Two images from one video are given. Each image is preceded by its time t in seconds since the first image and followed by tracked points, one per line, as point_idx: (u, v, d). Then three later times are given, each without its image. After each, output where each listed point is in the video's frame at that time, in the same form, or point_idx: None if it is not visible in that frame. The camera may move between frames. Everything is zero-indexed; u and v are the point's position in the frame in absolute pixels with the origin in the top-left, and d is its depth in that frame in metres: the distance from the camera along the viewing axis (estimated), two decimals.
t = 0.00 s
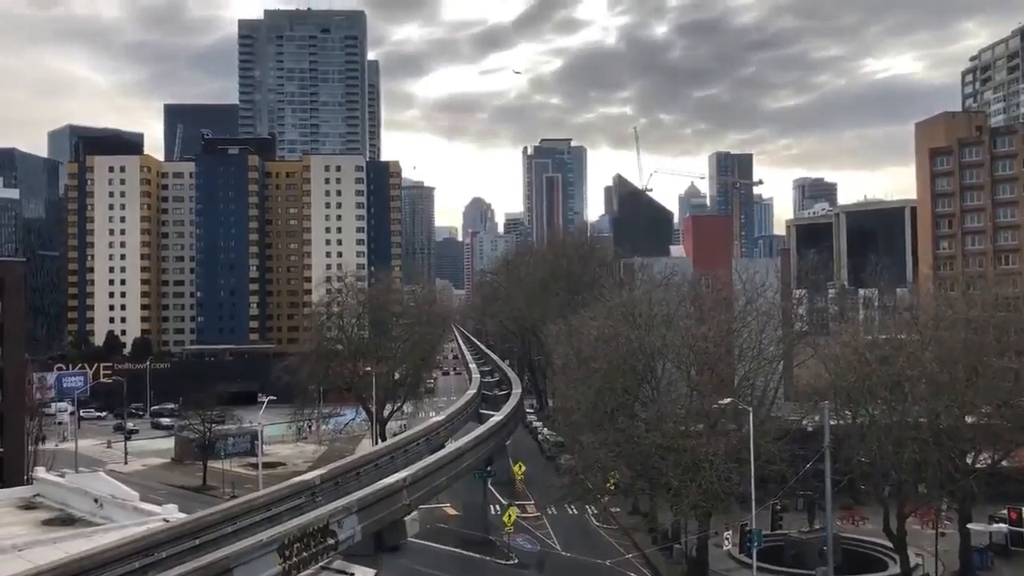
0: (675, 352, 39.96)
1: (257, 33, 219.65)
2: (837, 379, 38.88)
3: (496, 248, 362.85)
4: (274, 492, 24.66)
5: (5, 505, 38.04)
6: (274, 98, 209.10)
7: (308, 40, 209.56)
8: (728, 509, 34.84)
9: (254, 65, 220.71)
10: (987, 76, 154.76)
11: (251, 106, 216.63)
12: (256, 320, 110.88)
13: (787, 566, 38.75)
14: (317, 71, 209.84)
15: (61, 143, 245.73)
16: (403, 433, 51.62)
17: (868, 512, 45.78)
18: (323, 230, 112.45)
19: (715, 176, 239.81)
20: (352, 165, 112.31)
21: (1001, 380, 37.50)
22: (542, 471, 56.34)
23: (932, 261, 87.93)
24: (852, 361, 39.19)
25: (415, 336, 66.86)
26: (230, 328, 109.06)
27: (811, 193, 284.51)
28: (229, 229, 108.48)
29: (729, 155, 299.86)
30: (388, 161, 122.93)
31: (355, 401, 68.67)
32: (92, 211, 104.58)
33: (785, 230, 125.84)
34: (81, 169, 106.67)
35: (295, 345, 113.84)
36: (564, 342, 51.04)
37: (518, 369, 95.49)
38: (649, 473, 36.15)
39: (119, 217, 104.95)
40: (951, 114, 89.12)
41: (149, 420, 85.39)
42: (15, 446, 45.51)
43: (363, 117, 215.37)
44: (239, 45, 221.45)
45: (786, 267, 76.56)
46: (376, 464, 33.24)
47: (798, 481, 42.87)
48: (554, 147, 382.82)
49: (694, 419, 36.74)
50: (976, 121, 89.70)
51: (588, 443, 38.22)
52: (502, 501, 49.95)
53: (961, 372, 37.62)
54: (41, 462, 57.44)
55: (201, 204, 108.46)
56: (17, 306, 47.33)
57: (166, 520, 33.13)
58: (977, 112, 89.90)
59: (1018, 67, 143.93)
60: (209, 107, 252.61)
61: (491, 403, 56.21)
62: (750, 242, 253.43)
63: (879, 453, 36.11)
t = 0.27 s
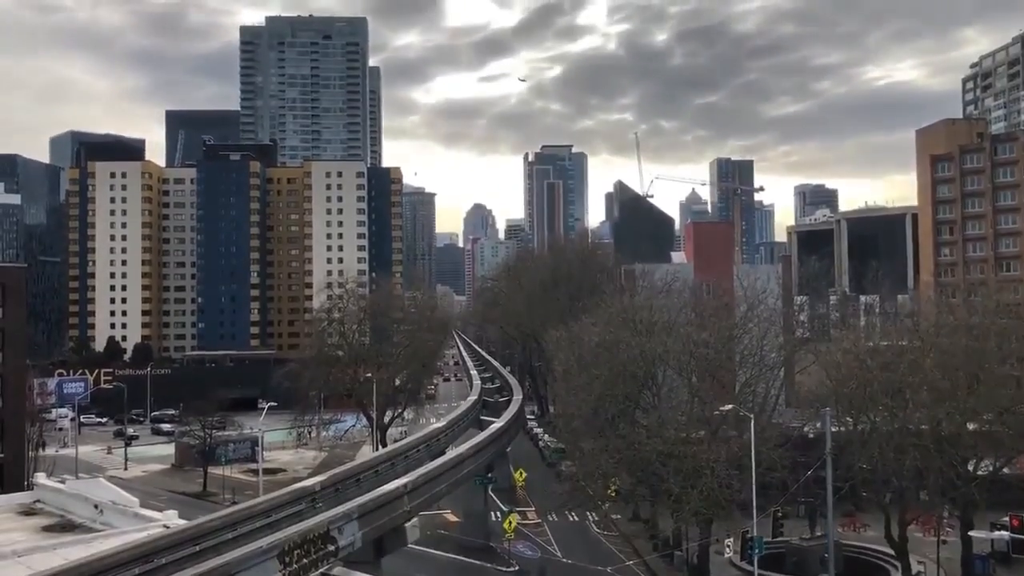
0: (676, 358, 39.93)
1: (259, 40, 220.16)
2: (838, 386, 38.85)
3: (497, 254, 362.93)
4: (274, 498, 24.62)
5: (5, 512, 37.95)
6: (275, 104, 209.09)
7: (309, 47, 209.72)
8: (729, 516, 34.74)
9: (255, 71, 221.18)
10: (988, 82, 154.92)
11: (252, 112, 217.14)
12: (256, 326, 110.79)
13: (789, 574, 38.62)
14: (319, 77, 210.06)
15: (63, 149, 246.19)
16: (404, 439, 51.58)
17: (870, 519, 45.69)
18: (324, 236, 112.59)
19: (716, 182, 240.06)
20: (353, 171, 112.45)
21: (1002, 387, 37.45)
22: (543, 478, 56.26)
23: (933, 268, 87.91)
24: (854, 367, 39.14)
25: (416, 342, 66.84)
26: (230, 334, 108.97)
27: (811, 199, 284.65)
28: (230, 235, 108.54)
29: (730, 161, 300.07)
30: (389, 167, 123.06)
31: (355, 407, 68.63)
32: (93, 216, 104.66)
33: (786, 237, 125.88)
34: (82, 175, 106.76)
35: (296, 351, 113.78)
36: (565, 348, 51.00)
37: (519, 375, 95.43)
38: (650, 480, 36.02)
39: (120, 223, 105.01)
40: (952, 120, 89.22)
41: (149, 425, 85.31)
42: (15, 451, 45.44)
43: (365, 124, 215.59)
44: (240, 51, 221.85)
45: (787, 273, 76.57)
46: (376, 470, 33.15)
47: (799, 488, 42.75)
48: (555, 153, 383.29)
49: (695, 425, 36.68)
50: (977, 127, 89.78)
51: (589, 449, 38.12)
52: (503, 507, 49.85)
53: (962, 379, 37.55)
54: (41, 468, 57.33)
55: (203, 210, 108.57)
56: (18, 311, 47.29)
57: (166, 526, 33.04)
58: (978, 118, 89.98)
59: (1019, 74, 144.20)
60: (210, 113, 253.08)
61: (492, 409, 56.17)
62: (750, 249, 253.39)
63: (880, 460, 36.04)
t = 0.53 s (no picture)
0: (674, 364, 39.93)
1: (258, 45, 220.37)
2: (838, 392, 38.90)
3: (497, 259, 362.87)
4: (272, 504, 24.49)
5: (4, 518, 37.92)
6: (275, 110, 208.93)
7: (309, 52, 209.71)
8: (728, 522, 34.63)
9: (255, 77, 221.33)
10: (987, 88, 155.14)
11: (252, 118, 217.38)
12: (256, 331, 110.74)
13: None
14: (318, 83, 210.05)
15: (62, 154, 246.20)
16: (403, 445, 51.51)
17: (869, 525, 45.69)
18: (324, 241, 112.65)
19: (715, 187, 240.03)
20: (353, 176, 112.54)
21: (1002, 392, 37.39)
22: (542, 484, 56.24)
23: (933, 273, 87.82)
24: (853, 372, 39.13)
25: (415, 347, 66.79)
26: (230, 339, 108.83)
27: (811, 205, 284.53)
28: (229, 240, 108.61)
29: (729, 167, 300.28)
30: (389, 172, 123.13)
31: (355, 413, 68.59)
32: (92, 222, 104.64)
33: (786, 243, 125.96)
34: (82, 180, 106.85)
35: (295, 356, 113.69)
36: (564, 353, 50.94)
37: (519, 380, 95.44)
38: (650, 486, 35.85)
39: (120, 228, 105.04)
40: (951, 125, 89.18)
41: (148, 431, 85.22)
42: (13, 457, 45.42)
43: (364, 129, 215.79)
44: (240, 56, 222.18)
45: (786, 278, 76.55)
46: (375, 476, 33.10)
47: (799, 494, 42.76)
48: (554, 159, 383.41)
49: (695, 432, 36.67)
50: (976, 132, 89.71)
51: (589, 455, 38.03)
52: (502, 513, 49.79)
53: (961, 385, 37.59)
54: (39, 473, 57.28)
55: (202, 215, 108.65)
56: (18, 317, 47.27)
57: (165, 532, 32.99)
58: (977, 125, 89.98)
59: (1018, 79, 144.30)
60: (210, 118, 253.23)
61: (491, 415, 56.14)
62: (750, 254, 253.39)
63: (880, 465, 36.06)
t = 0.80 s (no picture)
0: (672, 369, 39.91)
1: (257, 51, 220.71)
2: (837, 396, 38.90)
3: (495, 264, 363.04)
4: (270, 510, 24.37)
5: (0, 524, 37.80)
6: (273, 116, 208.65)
7: (307, 58, 209.39)
8: (728, 527, 34.56)
9: (253, 83, 221.64)
10: (984, 93, 155.58)
11: (250, 123, 217.80)
12: (254, 336, 110.64)
13: None
14: (316, 88, 210.37)
15: (60, 160, 246.43)
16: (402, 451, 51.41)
17: (868, 529, 45.69)
18: (322, 246, 112.65)
19: (714, 192, 240.42)
20: (351, 182, 112.62)
21: (1001, 396, 37.38)
22: (541, 489, 56.20)
23: (931, 277, 87.85)
24: (852, 376, 39.11)
25: (413, 352, 66.77)
26: (228, 344, 108.69)
27: (809, 209, 284.81)
28: (228, 245, 108.65)
29: (728, 171, 300.74)
30: (387, 178, 123.23)
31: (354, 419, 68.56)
32: (90, 227, 104.59)
33: (785, 247, 126.05)
34: (80, 186, 106.83)
35: (294, 361, 113.54)
36: (563, 358, 50.93)
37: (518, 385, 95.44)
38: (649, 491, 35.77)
39: (118, 233, 104.98)
40: (948, 130, 89.18)
41: (146, 437, 85.14)
42: (11, 464, 45.30)
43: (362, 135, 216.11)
44: (239, 62, 222.48)
45: (785, 283, 76.61)
46: (374, 482, 32.98)
47: (798, 498, 42.74)
48: (553, 163, 383.88)
49: (694, 437, 36.63)
50: (974, 136, 89.66)
51: (588, 461, 37.95)
52: (501, 519, 49.73)
53: (960, 389, 37.58)
54: (37, 480, 57.16)
55: (201, 220, 108.67)
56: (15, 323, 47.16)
57: (162, 539, 32.86)
58: (976, 128, 89.91)
59: (1015, 84, 144.55)
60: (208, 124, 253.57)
61: (490, 420, 56.08)
62: (748, 258, 253.65)
63: (879, 470, 36.04)
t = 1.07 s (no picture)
0: (672, 374, 39.92)
1: (257, 57, 221.09)
2: (837, 400, 38.94)
3: (495, 269, 363.20)
4: (271, 515, 24.37)
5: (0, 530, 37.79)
6: (273, 121, 209.72)
7: (307, 64, 210.78)
8: (728, 531, 34.54)
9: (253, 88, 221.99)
10: (983, 97, 155.87)
11: (250, 129, 218.18)
12: (255, 342, 110.65)
13: None
14: (316, 94, 210.58)
15: (60, 166, 246.78)
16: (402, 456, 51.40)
17: (869, 533, 45.70)
18: (322, 251, 112.69)
19: (713, 197, 240.60)
20: (351, 187, 112.76)
21: (1000, 400, 37.41)
22: (542, 494, 56.18)
23: (931, 281, 87.85)
24: (852, 380, 39.16)
25: (413, 357, 66.79)
26: (229, 350, 108.67)
27: (808, 213, 284.85)
28: (228, 250, 108.79)
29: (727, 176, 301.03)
30: (387, 183, 123.38)
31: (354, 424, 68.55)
32: (91, 232, 104.66)
33: (784, 251, 126.15)
34: (81, 192, 106.96)
35: (294, 366, 113.51)
36: (563, 363, 50.95)
37: (518, 390, 95.43)
38: (650, 495, 35.76)
39: (118, 239, 105.07)
40: (947, 133, 89.22)
41: (147, 443, 85.13)
42: (11, 470, 45.29)
43: (362, 140, 216.37)
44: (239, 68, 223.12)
45: (785, 288, 76.69)
46: (374, 487, 32.99)
47: (798, 503, 42.75)
48: (552, 168, 384.34)
49: (694, 441, 36.65)
50: (974, 140, 89.65)
51: (588, 465, 37.96)
52: (502, 524, 49.73)
53: (960, 393, 37.62)
54: (37, 486, 57.14)
55: (201, 226, 108.77)
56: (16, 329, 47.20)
57: (163, 545, 32.85)
58: (975, 132, 89.83)
59: (1014, 88, 144.73)
60: (208, 130, 253.97)
61: (490, 426, 56.07)
62: (748, 263, 253.78)
63: (879, 474, 36.06)
